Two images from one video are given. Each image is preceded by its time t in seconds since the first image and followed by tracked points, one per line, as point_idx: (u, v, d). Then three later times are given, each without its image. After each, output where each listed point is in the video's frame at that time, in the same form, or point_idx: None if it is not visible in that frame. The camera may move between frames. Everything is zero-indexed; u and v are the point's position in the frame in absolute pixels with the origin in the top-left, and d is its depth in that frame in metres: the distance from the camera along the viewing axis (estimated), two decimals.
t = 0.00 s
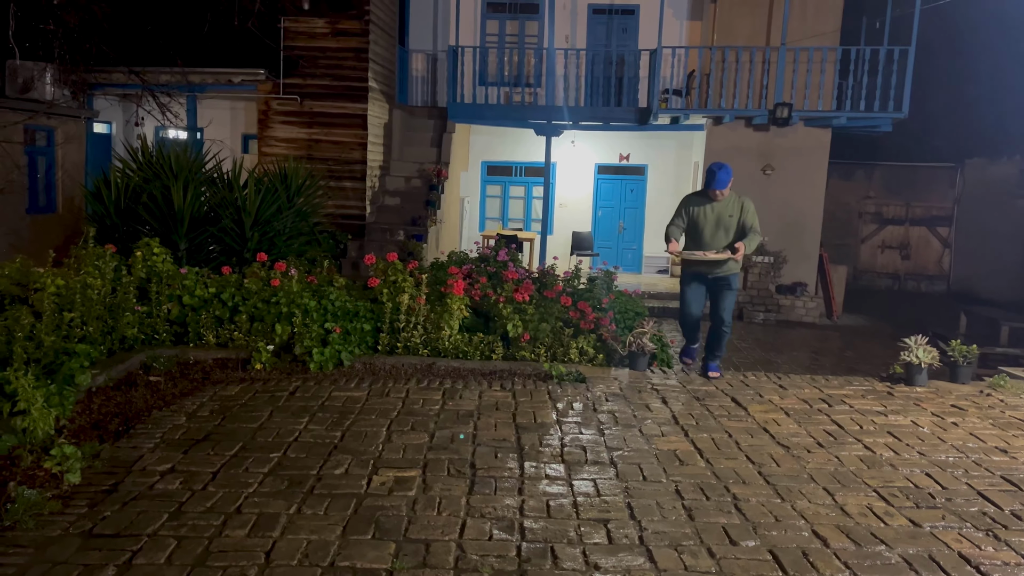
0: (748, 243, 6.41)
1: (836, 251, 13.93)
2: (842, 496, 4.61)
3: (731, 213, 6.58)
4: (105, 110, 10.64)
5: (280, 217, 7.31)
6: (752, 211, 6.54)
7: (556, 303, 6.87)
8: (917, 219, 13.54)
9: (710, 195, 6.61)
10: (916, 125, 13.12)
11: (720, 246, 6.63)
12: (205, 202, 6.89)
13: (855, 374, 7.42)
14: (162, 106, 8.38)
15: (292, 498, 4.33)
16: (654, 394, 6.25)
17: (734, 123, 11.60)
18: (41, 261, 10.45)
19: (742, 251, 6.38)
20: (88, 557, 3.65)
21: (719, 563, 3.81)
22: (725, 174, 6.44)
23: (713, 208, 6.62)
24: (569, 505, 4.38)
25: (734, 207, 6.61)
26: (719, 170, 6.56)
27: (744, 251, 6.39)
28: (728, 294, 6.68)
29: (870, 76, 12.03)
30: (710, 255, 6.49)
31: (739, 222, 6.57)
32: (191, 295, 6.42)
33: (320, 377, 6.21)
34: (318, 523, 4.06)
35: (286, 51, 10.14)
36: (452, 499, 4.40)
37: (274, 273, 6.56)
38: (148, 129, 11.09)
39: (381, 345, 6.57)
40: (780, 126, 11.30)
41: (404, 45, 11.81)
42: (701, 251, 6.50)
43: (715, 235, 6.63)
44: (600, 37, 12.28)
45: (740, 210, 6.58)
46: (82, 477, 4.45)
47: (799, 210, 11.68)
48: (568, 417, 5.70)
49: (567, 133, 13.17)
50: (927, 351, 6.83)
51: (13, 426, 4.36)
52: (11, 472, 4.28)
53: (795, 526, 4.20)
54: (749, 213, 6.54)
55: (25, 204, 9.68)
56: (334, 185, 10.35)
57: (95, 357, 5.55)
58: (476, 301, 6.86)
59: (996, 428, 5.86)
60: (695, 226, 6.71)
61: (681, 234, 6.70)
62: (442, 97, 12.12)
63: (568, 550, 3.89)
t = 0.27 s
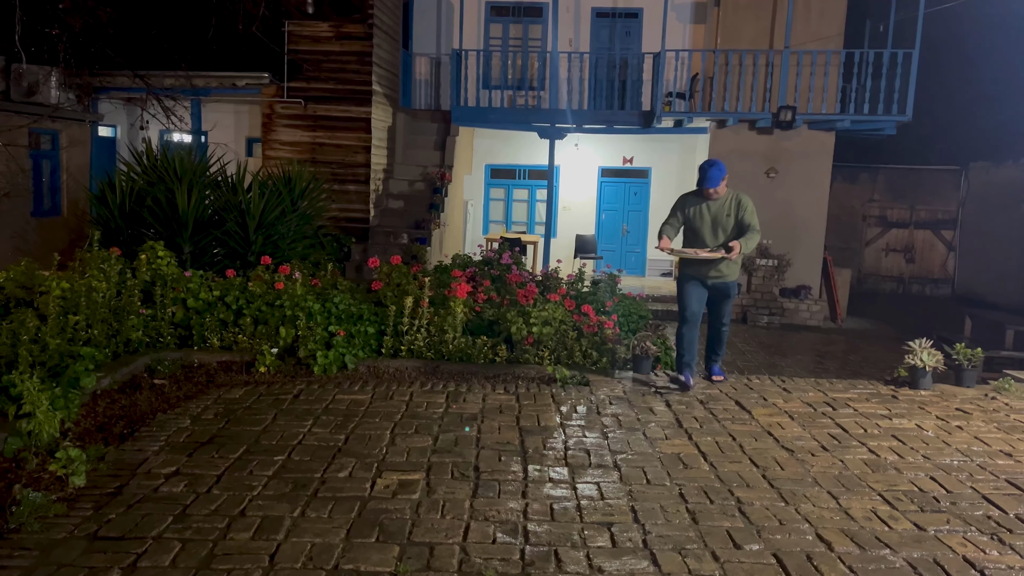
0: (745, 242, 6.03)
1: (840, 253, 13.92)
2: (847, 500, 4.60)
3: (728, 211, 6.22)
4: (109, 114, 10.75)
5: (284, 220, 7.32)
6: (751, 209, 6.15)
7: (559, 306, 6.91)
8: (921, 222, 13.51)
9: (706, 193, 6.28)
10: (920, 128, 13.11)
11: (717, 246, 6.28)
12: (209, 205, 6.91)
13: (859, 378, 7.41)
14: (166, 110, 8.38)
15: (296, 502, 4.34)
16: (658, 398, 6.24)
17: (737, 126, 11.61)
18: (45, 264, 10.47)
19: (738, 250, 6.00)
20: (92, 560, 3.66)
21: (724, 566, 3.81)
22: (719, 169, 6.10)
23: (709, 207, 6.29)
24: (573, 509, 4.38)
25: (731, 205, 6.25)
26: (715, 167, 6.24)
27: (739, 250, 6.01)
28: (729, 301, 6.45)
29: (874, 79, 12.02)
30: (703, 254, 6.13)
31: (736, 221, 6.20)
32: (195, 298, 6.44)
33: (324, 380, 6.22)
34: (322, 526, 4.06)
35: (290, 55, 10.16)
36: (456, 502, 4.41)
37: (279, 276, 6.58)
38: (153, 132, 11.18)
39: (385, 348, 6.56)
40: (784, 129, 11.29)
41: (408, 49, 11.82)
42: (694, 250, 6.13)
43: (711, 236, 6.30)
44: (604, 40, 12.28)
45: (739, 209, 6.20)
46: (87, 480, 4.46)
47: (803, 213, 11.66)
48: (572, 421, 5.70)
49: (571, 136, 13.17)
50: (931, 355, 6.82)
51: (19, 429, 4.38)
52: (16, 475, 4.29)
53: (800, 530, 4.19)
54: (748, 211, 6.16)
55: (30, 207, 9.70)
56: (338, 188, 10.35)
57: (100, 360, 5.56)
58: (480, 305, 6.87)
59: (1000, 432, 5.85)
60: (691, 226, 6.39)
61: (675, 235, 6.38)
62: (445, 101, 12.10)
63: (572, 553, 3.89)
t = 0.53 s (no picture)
0: (744, 244, 5.86)
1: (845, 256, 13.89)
2: (851, 504, 4.59)
3: (720, 211, 6.00)
4: (116, 118, 10.69)
5: (289, 223, 7.33)
6: (744, 209, 5.97)
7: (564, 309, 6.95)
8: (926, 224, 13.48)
9: (697, 191, 6.03)
10: (925, 130, 13.08)
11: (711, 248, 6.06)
12: (214, 208, 6.93)
13: (864, 381, 7.39)
14: (172, 114, 8.34)
15: (301, 505, 4.34)
16: (662, 401, 6.24)
17: (742, 129, 11.61)
18: (51, 266, 10.50)
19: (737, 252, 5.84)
20: (97, 563, 3.67)
21: (728, 570, 3.80)
22: (713, 167, 5.87)
23: (700, 206, 6.05)
24: (577, 512, 4.38)
25: (723, 204, 6.02)
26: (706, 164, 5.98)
27: (739, 252, 5.85)
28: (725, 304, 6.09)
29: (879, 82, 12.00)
30: (700, 256, 5.89)
31: (729, 222, 6.00)
32: (200, 302, 6.45)
33: (328, 383, 6.23)
34: (326, 530, 4.07)
35: (295, 58, 10.18)
36: (460, 505, 4.40)
37: (283, 279, 6.59)
38: (158, 136, 11.12)
39: (389, 352, 6.56)
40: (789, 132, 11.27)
41: (413, 52, 11.83)
42: (690, 254, 5.91)
43: (704, 237, 6.05)
44: (608, 44, 12.25)
45: (731, 208, 6.00)
46: (92, 482, 4.47)
47: (807, 216, 11.64)
48: (576, 424, 5.70)
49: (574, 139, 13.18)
50: (936, 358, 6.80)
51: (25, 432, 4.39)
52: (22, 478, 4.30)
53: (804, 534, 4.19)
54: (741, 210, 5.96)
55: (37, 210, 9.73)
56: (342, 191, 10.37)
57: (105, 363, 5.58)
58: (484, 308, 6.88)
59: (1006, 436, 5.83)
60: (682, 227, 6.12)
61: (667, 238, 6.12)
62: (450, 104, 12.08)
63: (576, 557, 3.89)
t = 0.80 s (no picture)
0: (744, 252, 5.49)
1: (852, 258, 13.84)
2: (858, 507, 4.58)
3: (719, 216, 5.65)
4: (124, 121, 10.83)
5: (295, 225, 7.34)
6: (744, 215, 5.64)
7: (569, 311, 6.95)
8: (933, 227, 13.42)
9: (694, 195, 5.67)
10: (931, 132, 13.04)
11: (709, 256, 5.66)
12: (220, 211, 6.95)
13: (871, 384, 7.36)
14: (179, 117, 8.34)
15: (307, 507, 4.35)
16: (668, 404, 6.23)
17: (748, 131, 11.59)
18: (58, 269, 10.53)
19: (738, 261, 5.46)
20: (104, 565, 3.68)
21: (734, 574, 3.79)
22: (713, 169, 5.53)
23: (697, 211, 5.68)
24: (583, 515, 4.37)
25: (721, 210, 5.68)
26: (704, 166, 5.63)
27: (740, 261, 5.47)
28: (713, 317, 5.61)
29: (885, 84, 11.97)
30: (697, 266, 5.50)
31: (727, 229, 5.64)
32: (207, 304, 6.42)
33: (334, 385, 6.24)
34: (332, 532, 4.07)
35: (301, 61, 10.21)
36: (466, 508, 4.41)
37: (289, 282, 6.60)
38: (165, 139, 11.18)
39: (395, 353, 6.52)
40: (795, 134, 11.25)
41: (418, 55, 11.86)
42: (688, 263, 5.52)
43: (701, 243, 5.66)
44: (614, 46, 12.26)
45: (731, 214, 5.65)
46: (99, 484, 4.48)
47: (813, 218, 11.62)
48: (581, 427, 5.69)
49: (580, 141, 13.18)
50: (944, 361, 6.77)
51: (31, 434, 4.41)
52: (29, 479, 4.31)
53: (811, 538, 4.17)
54: (741, 216, 5.64)
55: (44, 213, 9.76)
56: (348, 194, 10.38)
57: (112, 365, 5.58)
58: (489, 310, 6.88)
59: (1013, 439, 5.80)
60: (677, 233, 5.73)
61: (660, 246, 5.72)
62: (455, 107, 12.20)
63: (582, 559, 3.89)
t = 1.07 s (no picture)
0: (731, 255, 5.18)
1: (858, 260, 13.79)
2: (866, 509, 4.56)
3: (711, 213, 5.35)
4: (130, 122, 10.71)
5: (301, 227, 7.36)
6: (739, 213, 5.29)
7: (575, 312, 6.96)
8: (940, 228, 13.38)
9: (687, 190, 5.37)
10: (938, 133, 13.01)
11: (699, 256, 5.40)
12: (227, 212, 6.97)
13: (878, 386, 7.33)
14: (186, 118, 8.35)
15: (313, 507, 4.35)
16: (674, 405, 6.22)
17: (754, 132, 11.57)
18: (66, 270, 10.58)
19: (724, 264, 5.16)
20: (111, 565, 3.69)
21: None
22: (703, 164, 5.20)
23: (689, 207, 5.38)
24: (589, 516, 4.37)
25: (715, 206, 5.36)
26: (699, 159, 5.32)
27: (725, 265, 5.16)
28: (711, 323, 5.42)
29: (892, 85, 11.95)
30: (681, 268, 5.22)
31: (721, 228, 5.34)
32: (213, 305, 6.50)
33: (340, 386, 6.24)
34: (339, 533, 4.08)
35: (308, 63, 10.24)
36: (472, 509, 4.41)
37: (296, 283, 6.62)
38: (172, 140, 11.26)
39: (401, 354, 6.62)
40: (801, 135, 11.23)
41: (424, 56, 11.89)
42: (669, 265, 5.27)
43: (691, 242, 5.41)
44: (620, 47, 12.26)
45: (724, 211, 5.32)
46: (106, 485, 4.50)
47: (820, 219, 11.59)
48: (587, 428, 5.68)
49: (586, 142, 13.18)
50: (951, 362, 6.75)
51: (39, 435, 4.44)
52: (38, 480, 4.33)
53: (818, 539, 4.16)
54: (735, 214, 5.30)
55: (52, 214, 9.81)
56: (354, 195, 10.40)
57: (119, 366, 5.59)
58: (494, 311, 6.88)
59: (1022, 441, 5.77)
60: (668, 230, 5.49)
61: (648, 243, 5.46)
62: (461, 108, 12.23)
63: (588, 561, 3.88)
